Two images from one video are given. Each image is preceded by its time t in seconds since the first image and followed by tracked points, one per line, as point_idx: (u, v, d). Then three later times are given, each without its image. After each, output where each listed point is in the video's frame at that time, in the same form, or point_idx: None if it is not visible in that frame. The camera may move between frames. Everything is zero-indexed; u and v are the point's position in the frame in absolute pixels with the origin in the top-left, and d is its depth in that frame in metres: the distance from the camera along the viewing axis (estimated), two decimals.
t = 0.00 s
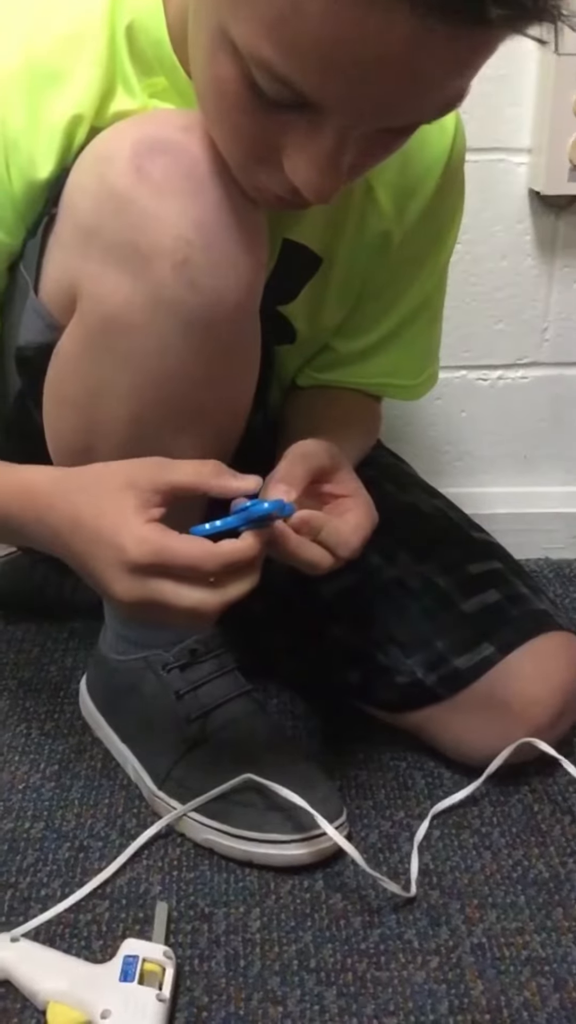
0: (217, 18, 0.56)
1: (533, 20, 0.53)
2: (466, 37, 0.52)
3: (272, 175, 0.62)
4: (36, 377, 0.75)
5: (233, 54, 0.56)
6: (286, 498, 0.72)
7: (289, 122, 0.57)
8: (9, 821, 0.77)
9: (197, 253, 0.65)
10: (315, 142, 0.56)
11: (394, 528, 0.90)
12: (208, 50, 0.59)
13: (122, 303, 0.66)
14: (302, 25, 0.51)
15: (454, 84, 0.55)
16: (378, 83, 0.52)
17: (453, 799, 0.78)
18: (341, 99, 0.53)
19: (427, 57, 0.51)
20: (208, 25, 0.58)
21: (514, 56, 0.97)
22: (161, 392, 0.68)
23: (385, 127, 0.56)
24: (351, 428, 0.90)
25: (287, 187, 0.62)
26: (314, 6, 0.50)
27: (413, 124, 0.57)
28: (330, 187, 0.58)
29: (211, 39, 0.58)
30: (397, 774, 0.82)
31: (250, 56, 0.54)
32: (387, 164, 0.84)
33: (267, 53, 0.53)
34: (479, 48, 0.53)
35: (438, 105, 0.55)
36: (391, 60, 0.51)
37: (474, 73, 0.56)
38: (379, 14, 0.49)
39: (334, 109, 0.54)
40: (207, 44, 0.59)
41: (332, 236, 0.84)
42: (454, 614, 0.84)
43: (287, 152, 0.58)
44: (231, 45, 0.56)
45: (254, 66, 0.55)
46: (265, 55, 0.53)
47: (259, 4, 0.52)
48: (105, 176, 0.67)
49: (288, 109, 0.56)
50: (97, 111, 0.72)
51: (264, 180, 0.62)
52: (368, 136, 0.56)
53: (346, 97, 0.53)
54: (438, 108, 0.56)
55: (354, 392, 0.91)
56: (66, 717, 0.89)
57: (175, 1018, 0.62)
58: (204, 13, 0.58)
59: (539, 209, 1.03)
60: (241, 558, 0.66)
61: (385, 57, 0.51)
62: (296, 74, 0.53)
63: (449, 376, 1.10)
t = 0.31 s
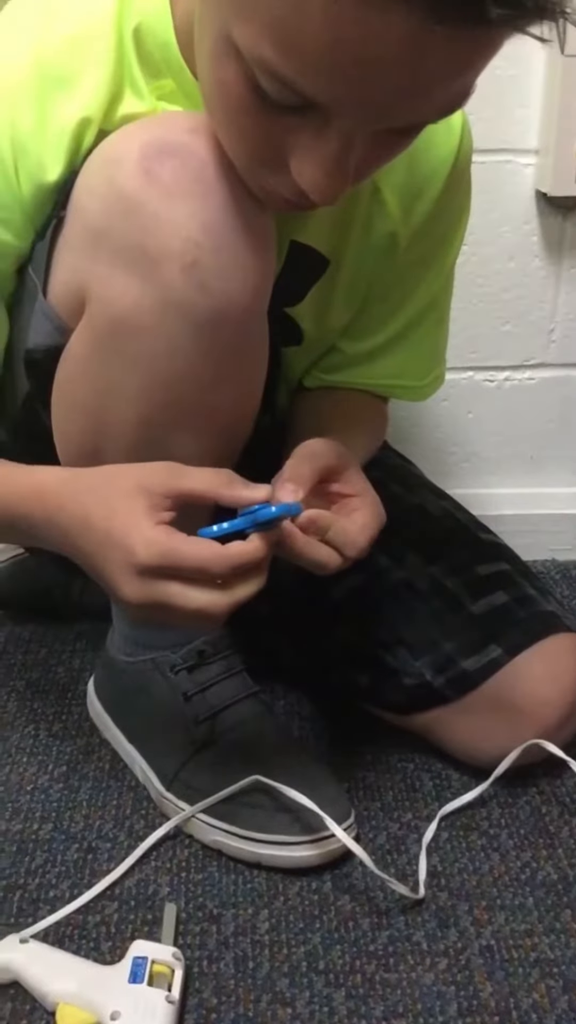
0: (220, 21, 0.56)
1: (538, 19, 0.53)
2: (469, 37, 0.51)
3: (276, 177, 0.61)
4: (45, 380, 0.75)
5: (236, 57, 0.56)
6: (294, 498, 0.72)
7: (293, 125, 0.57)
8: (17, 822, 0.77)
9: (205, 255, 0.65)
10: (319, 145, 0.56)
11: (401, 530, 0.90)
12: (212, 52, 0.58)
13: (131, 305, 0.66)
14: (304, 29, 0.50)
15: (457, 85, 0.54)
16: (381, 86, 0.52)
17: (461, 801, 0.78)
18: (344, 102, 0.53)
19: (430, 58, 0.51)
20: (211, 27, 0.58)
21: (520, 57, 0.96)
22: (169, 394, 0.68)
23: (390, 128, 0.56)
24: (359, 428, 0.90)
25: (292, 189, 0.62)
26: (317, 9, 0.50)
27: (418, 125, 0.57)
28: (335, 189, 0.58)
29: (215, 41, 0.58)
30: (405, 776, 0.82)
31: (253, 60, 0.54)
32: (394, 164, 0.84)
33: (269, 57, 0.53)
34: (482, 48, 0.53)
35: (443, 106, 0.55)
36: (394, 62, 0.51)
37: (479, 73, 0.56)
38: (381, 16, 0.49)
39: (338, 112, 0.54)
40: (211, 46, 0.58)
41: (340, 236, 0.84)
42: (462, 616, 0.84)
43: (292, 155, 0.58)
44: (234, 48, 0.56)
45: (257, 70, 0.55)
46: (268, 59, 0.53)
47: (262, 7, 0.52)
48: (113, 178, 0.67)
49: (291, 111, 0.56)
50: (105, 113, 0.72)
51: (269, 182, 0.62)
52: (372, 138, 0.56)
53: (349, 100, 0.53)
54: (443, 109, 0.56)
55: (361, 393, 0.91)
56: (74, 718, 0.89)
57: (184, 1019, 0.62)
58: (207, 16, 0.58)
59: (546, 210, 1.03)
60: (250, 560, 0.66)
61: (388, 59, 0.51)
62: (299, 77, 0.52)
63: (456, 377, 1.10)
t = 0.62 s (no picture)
0: (229, 26, 0.56)
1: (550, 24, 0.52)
2: (478, 41, 0.51)
3: (286, 181, 0.61)
4: (57, 384, 0.75)
5: (245, 63, 0.56)
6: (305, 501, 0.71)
7: (303, 130, 0.56)
8: (27, 824, 0.78)
9: (216, 259, 0.65)
10: (329, 149, 0.56)
11: (411, 533, 0.90)
12: (220, 57, 0.58)
13: (141, 309, 0.66)
14: (313, 35, 0.50)
15: (467, 89, 0.54)
16: (390, 91, 0.52)
17: (471, 805, 0.78)
18: (353, 108, 0.53)
19: (440, 63, 0.51)
20: (220, 32, 0.58)
21: (529, 59, 0.97)
22: (180, 397, 0.68)
23: (399, 132, 0.56)
24: (370, 428, 0.90)
25: (302, 193, 0.62)
26: (325, 15, 0.50)
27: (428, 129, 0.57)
28: (344, 194, 0.58)
29: (224, 46, 0.58)
30: (415, 779, 0.82)
31: (261, 65, 0.54)
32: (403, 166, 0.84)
33: (278, 63, 0.53)
34: (491, 51, 0.53)
35: (452, 109, 0.55)
36: (403, 67, 0.51)
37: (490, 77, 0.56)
38: (389, 21, 0.49)
39: (347, 118, 0.54)
40: (220, 51, 0.58)
41: (350, 239, 0.84)
42: (472, 619, 0.84)
43: (301, 160, 0.58)
44: (243, 54, 0.56)
45: (265, 75, 0.55)
46: (276, 64, 0.53)
47: (271, 13, 0.52)
48: (124, 182, 0.67)
49: (300, 116, 0.56)
50: (116, 117, 0.73)
51: (278, 186, 0.62)
52: (382, 142, 0.56)
53: (358, 106, 0.53)
54: (452, 112, 0.56)
55: (371, 396, 0.91)
56: (83, 720, 0.90)
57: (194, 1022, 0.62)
58: (216, 21, 0.58)
59: (555, 213, 1.03)
60: (260, 565, 0.66)
61: (397, 65, 0.51)
62: (307, 83, 0.52)
63: (465, 380, 1.09)
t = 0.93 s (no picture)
0: (235, 31, 0.56)
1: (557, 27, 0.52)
2: (484, 46, 0.51)
3: (292, 184, 0.61)
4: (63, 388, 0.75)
5: (252, 67, 0.56)
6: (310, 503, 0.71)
7: (309, 134, 0.56)
8: (32, 827, 0.77)
9: (222, 261, 0.65)
10: (335, 153, 0.56)
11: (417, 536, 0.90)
12: (227, 61, 0.58)
13: (147, 311, 0.66)
14: (320, 40, 0.50)
15: (474, 92, 0.54)
16: (397, 96, 0.52)
17: (477, 808, 0.78)
18: (359, 113, 0.53)
19: (447, 68, 0.51)
20: (227, 36, 0.58)
21: (535, 62, 0.97)
22: (185, 399, 0.68)
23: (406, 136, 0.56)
24: (376, 429, 0.89)
25: (309, 196, 0.62)
26: (332, 21, 0.50)
27: (434, 133, 0.57)
28: (351, 198, 0.58)
29: (230, 51, 0.58)
30: (420, 782, 0.82)
31: (268, 70, 0.54)
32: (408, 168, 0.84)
33: (285, 68, 0.53)
34: (498, 55, 0.53)
35: (459, 113, 0.55)
36: (409, 72, 0.51)
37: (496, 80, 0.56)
38: (395, 26, 0.49)
39: (353, 122, 0.54)
40: (226, 55, 0.58)
41: (355, 241, 0.84)
42: (478, 622, 0.84)
43: (308, 163, 0.58)
44: (250, 58, 0.56)
45: (272, 80, 0.55)
46: (283, 69, 0.53)
47: (277, 18, 0.52)
48: (130, 184, 0.67)
49: (307, 120, 0.56)
50: (121, 120, 0.73)
51: (284, 189, 0.62)
52: (388, 146, 0.56)
53: (365, 110, 0.53)
54: (459, 116, 0.56)
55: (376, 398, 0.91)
56: (88, 722, 0.89)
57: None
58: (223, 25, 0.58)
59: (561, 216, 1.03)
60: (266, 568, 0.66)
61: (404, 70, 0.51)
62: (314, 88, 0.52)
63: (470, 383, 1.09)
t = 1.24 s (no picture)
0: (240, 32, 0.56)
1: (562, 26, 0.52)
2: (490, 47, 0.51)
3: (296, 184, 0.61)
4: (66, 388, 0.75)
5: (256, 68, 0.56)
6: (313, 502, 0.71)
7: (314, 134, 0.56)
8: (35, 826, 0.77)
9: (225, 260, 0.65)
10: (340, 154, 0.55)
11: (420, 535, 0.90)
12: (231, 61, 0.58)
13: (151, 310, 0.66)
14: (326, 42, 0.50)
15: (479, 93, 0.54)
16: (403, 97, 0.52)
17: (481, 807, 0.78)
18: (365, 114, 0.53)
19: (452, 68, 0.51)
20: (231, 38, 0.58)
21: (539, 61, 0.97)
22: (188, 398, 0.68)
23: (411, 137, 0.55)
24: (379, 428, 0.89)
25: (313, 197, 0.62)
26: (337, 22, 0.49)
27: (439, 133, 0.57)
28: (355, 198, 0.58)
29: (235, 51, 0.57)
30: (424, 782, 0.82)
31: (273, 71, 0.54)
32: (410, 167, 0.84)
33: (290, 69, 0.52)
34: (504, 56, 0.52)
35: (464, 114, 0.55)
36: (415, 74, 0.51)
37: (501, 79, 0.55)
38: (399, 26, 0.49)
39: (358, 124, 0.53)
40: (231, 56, 0.58)
41: (357, 240, 0.84)
42: (481, 622, 0.84)
43: (313, 164, 0.58)
44: (254, 59, 0.55)
45: (277, 81, 0.54)
46: (287, 69, 0.53)
47: (283, 20, 0.51)
48: (133, 183, 0.66)
49: (312, 121, 0.56)
50: (124, 120, 0.72)
51: (288, 189, 0.62)
52: (393, 147, 0.56)
53: (370, 112, 0.52)
54: (464, 117, 0.56)
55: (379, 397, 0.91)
56: (91, 722, 0.89)
57: None
58: (227, 26, 0.58)
59: (564, 215, 1.03)
60: (269, 568, 0.66)
61: (410, 72, 0.50)
62: (319, 90, 0.52)
63: (474, 382, 1.09)
